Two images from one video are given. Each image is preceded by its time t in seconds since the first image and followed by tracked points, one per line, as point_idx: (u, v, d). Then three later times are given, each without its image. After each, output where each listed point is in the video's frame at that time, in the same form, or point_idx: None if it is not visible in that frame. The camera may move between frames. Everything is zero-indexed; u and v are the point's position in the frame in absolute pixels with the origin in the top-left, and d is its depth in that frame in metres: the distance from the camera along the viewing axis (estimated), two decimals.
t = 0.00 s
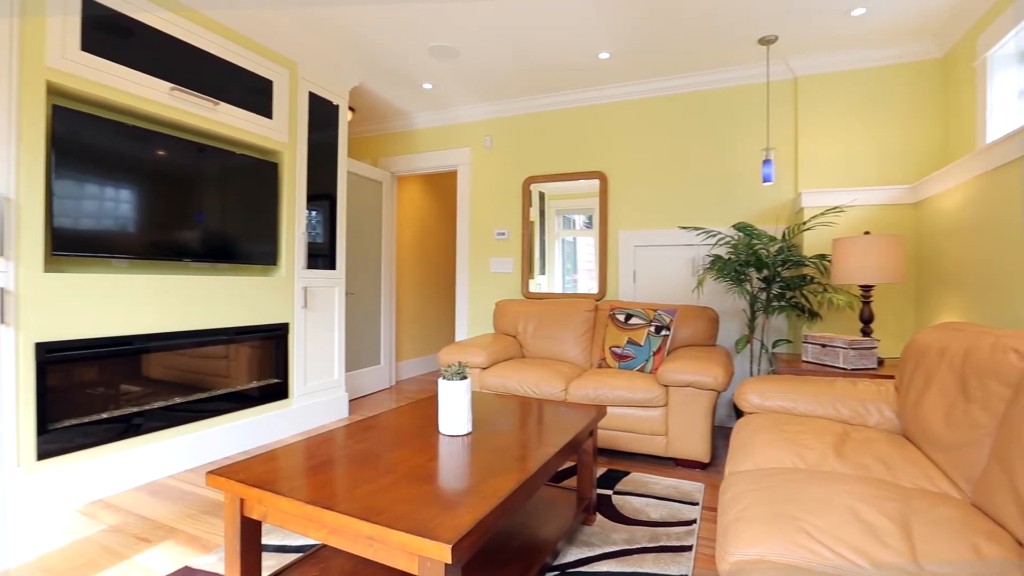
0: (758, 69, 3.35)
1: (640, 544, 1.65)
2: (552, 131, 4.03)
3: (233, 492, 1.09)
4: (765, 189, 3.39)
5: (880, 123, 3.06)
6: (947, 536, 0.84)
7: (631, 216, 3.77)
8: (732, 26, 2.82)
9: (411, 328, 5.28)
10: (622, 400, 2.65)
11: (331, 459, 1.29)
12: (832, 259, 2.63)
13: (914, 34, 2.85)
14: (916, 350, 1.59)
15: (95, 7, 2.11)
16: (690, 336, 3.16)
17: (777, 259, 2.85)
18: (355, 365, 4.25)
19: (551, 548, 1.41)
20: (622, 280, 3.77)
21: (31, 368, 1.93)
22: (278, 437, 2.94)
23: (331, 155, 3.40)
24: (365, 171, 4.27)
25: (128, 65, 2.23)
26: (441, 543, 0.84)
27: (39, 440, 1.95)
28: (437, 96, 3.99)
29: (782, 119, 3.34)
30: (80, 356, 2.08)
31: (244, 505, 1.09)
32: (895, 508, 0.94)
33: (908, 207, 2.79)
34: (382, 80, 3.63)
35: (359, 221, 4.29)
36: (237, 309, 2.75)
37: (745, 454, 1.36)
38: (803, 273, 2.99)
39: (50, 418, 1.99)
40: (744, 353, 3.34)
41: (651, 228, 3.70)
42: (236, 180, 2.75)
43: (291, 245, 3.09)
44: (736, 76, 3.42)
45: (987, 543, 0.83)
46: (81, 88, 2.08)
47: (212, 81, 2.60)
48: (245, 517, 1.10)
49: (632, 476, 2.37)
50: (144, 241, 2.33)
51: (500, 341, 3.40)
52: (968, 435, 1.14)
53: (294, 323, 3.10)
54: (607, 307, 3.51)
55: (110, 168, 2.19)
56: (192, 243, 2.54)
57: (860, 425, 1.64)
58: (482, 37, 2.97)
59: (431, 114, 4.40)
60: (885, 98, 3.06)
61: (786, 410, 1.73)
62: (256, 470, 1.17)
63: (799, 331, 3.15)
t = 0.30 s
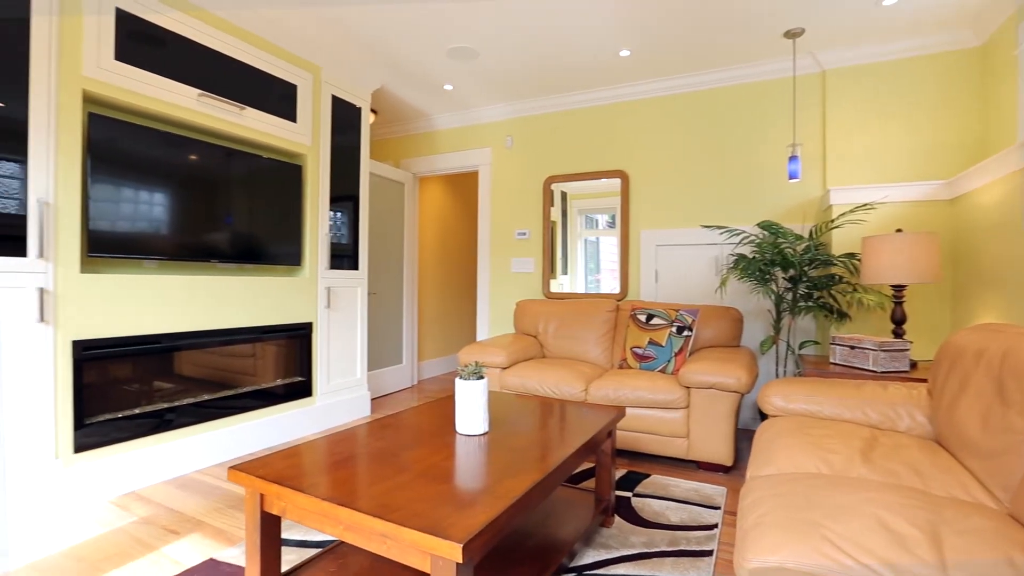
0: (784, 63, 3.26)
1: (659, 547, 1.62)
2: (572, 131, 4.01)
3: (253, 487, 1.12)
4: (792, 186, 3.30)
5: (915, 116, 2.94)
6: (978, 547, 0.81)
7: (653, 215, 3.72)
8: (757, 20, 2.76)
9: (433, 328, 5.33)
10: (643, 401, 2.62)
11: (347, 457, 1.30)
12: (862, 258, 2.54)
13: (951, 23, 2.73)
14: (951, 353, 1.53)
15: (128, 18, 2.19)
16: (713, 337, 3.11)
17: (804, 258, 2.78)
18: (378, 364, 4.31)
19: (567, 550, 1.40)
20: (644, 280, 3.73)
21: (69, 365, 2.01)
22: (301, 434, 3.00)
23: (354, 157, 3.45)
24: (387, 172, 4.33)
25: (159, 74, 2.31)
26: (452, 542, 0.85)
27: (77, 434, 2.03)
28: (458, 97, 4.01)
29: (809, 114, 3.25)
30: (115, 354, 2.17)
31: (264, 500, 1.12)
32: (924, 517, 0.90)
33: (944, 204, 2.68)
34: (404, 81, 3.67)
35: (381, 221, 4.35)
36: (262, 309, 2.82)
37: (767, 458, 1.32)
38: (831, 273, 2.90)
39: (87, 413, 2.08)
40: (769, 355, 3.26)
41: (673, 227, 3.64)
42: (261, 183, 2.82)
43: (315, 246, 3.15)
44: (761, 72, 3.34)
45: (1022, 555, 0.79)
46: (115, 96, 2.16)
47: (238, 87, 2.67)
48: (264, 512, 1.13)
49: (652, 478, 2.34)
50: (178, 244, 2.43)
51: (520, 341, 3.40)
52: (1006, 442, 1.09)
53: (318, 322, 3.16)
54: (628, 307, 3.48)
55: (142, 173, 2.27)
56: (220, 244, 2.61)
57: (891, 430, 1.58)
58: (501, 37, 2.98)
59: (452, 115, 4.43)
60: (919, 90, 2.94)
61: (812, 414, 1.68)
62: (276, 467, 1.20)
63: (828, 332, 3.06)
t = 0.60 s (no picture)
0: (812, 57, 3.17)
1: (678, 552, 1.60)
2: (593, 130, 3.98)
3: (273, 482, 1.14)
4: (820, 183, 3.20)
5: (953, 109, 2.82)
6: (1012, 559, 0.77)
7: (675, 214, 3.66)
8: (781, 13, 2.69)
9: (455, 328, 5.37)
10: (664, 403, 2.59)
11: (365, 454, 1.32)
12: (893, 257, 2.46)
13: (990, 10, 2.61)
14: (987, 355, 1.46)
15: (159, 27, 2.28)
16: (737, 338, 3.04)
17: (831, 257, 2.69)
18: (400, 364, 4.36)
19: (583, 551, 1.39)
20: (666, 279, 3.68)
21: (104, 362, 2.10)
22: (325, 431, 3.06)
23: (376, 159, 3.50)
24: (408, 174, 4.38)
25: (189, 80, 2.39)
26: (463, 542, 0.85)
27: (112, 428, 2.12)
28: (479, 98, 4.03)
29: (838, 108, 3.16)
30: (148, 352, 2.25)
31: (284, 496, 1.15)
32: (954, 527, 0.86)
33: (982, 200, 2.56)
34: (425, 83, 3.70)
35: (403, 222, 4.41)
36: (287, 309, 2.88)
37: (790, 462, 1.29)
38: (861, 272, 2.81)
39: (122, 408, 2.17)
40: (796, 357, 3.18)
41: (695, 226, 3.59)
42: (286, 185, 2.89)
43: (338, 247, 3.21)
44: (787, 66, 3.26)
45: None
46: (147, 103, 2.24)
47: (263, 92, 2.74)
48: (284, 507, 1.16)
49: (673, 481, 2.30)
50: (209, 245, 2.52)
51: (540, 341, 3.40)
52: None
53: (341, 322, 3.21)
54: (650, 308, 3.44)
55: (172, 177, 2.36)
56: (246, 245, 2.68)
57: (923, 435, 1.52)
58: (521, 36, 2.97)
59: (474, 115, 4.45)
60: (956, 81, 2.82)
61: (838, 417, 1.63)
62: (295, 463, 1.22)
63: (858, 333, 2.97)
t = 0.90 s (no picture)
0: (842, 49, 3.08)
1: (697, 556, 1.57)
2: (615, 128, 3.95)
3: (293, 478, 1.17)
4: (850, 179, 3.10)
5: (992, 101, 2.70)
6: None
7: (699, 213, 3.60)
8: (808, 5, 2.62)
9: (477, 327, 5.39)
10: (685, 405, 2.55)
11: (383, 452, 1.34)
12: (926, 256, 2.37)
13: None
14: None
15: (190, 36, 2.36)
16: (763, 339, 2.97)
17: (861, 256, 2.60)
18: (422, 363, 4.41)
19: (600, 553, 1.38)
20: (689, 279, 3.62)
21: (138, 359, 2.18)
22: (348, 429, 3.11)
23: (399, 161, 3.54)
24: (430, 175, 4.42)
25: (217, 87, 2.47)
26: (474, 541, 0.86)
27: (145, 423, 2.20)
28: (500, 98, 4.04)
29: (869, 102, 3.05)
30: (180, 350, 2.33)
31: (303, 492, 1.17)
32: (986, 538, 0.83)
33: None
34: (446, 84, 3.73)
35: (425, 222, 4.45)
36: (312, 308, 2.94)
37: (814, 467, 1.26)
38: (893, 271, 2.71)
39: (154, 404, 2.25)
40: (825, 359, 3.08)
41: (719, 225, 3.52)
42: (310, 188, 2.95)
43: (360, 248, 3.26)
44: (815, 60, 3.17)
45: None
46: (179, 110, 2.32)
47: (289, 96, 2.80)
48: (304, 503, 1.18)
49: (694, 484, 2.27)
50: (239, 247, 2.60)
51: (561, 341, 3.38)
52: None
53: (364, 321, 3.26)
54: (672, 308, 3.39)
55: (202, 181, 2.44)
56: (272, 246, 2.75)
57: (958, 442, 1.46)
58: (541, 36, 2.97)
59: (495, 116, 4.47)
60: (997, 72, 2.70)
61: (866, 422, 1.58)
62: (314, 460, 1.25)
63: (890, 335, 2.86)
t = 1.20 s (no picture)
0: (873, 41, 2.98)
1: (717, 561, 1.55)
2: (637, 126, 3.90)
3: (313, 474, 1.20)
4: (882, 175, 2.99)
5: None
6: None
7: (723, 212, 3.53)
8: None
9: (499, 328, 5.41)
10: (708, 407, 2.50)
11: (400, 450, 1.36)
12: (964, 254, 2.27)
13: None
14: None
15: (218, 44, 2.43)
16: (789, 340, 2.90)
17: (893, 255, 2.51)
18: (444, 363, 4.44)
19: (617, 555, 1.37)
20: (713, 279, 3.55)
21: (170, 357, 2.26)
22: (371, 427, 3.16)
23: (420, 162, 3.58)
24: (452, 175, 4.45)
25: (245, 92, 2.54)
26: (486, 539, 0.87)
27: (177, 418, 2.29)
28: (521, 98, 4.04)
29: (903, 94, 2.94)
30: (210, 348, 2.40)
31: (322, 488, 1.20)
32: (1019, 549, 0.79)
33: None
34: (467, 85, 3.76)
35: (447, 223, 4.49)
36: (336, 308, 3.00)
37: (839, 473, 1.22)
38: (927, 270, 2.61)
39: (185, 400, 2.33)
40: (856, 361, 2.99)
41: (744, 224, 3.44)
42: (333, 189, 3.00)
43: (383, 249, 3.31)
44: (845, 52, 3.07)
45: None
46: (209, 115, 2.40)
47: (313, 100, 2.86)
48: (323, 499, 1.21)
49: (716, 487, 2.22)
50: (267, 248, 2.68)
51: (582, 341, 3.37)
52: None
53: (387, 321, 3.31)
54: (695, 308, 3.34)
55: (231, 184, 2.51)
56: (298, 247, 2.82)
57: (996, 449, 1.39)
58: (561, 35, 2.96)
59: (516, 116, 4.47)
60: None
61: (896, 426, 1.52)
62: (333, 456, 1.27)
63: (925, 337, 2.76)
